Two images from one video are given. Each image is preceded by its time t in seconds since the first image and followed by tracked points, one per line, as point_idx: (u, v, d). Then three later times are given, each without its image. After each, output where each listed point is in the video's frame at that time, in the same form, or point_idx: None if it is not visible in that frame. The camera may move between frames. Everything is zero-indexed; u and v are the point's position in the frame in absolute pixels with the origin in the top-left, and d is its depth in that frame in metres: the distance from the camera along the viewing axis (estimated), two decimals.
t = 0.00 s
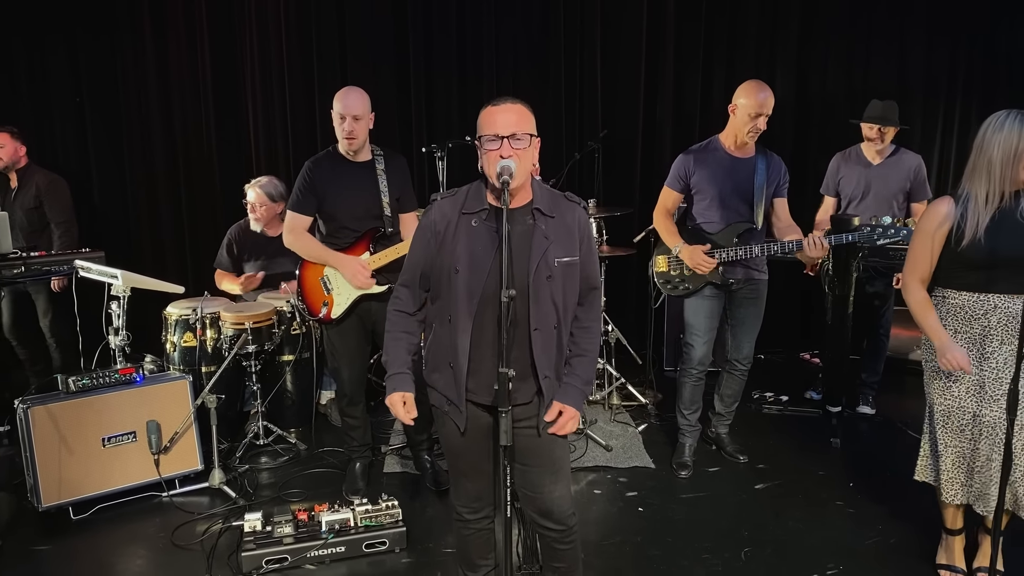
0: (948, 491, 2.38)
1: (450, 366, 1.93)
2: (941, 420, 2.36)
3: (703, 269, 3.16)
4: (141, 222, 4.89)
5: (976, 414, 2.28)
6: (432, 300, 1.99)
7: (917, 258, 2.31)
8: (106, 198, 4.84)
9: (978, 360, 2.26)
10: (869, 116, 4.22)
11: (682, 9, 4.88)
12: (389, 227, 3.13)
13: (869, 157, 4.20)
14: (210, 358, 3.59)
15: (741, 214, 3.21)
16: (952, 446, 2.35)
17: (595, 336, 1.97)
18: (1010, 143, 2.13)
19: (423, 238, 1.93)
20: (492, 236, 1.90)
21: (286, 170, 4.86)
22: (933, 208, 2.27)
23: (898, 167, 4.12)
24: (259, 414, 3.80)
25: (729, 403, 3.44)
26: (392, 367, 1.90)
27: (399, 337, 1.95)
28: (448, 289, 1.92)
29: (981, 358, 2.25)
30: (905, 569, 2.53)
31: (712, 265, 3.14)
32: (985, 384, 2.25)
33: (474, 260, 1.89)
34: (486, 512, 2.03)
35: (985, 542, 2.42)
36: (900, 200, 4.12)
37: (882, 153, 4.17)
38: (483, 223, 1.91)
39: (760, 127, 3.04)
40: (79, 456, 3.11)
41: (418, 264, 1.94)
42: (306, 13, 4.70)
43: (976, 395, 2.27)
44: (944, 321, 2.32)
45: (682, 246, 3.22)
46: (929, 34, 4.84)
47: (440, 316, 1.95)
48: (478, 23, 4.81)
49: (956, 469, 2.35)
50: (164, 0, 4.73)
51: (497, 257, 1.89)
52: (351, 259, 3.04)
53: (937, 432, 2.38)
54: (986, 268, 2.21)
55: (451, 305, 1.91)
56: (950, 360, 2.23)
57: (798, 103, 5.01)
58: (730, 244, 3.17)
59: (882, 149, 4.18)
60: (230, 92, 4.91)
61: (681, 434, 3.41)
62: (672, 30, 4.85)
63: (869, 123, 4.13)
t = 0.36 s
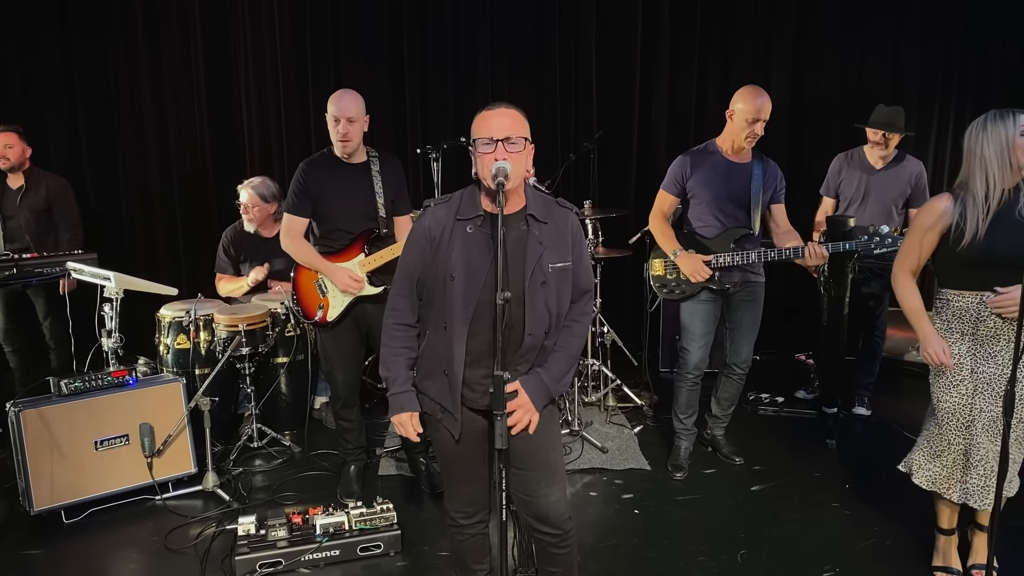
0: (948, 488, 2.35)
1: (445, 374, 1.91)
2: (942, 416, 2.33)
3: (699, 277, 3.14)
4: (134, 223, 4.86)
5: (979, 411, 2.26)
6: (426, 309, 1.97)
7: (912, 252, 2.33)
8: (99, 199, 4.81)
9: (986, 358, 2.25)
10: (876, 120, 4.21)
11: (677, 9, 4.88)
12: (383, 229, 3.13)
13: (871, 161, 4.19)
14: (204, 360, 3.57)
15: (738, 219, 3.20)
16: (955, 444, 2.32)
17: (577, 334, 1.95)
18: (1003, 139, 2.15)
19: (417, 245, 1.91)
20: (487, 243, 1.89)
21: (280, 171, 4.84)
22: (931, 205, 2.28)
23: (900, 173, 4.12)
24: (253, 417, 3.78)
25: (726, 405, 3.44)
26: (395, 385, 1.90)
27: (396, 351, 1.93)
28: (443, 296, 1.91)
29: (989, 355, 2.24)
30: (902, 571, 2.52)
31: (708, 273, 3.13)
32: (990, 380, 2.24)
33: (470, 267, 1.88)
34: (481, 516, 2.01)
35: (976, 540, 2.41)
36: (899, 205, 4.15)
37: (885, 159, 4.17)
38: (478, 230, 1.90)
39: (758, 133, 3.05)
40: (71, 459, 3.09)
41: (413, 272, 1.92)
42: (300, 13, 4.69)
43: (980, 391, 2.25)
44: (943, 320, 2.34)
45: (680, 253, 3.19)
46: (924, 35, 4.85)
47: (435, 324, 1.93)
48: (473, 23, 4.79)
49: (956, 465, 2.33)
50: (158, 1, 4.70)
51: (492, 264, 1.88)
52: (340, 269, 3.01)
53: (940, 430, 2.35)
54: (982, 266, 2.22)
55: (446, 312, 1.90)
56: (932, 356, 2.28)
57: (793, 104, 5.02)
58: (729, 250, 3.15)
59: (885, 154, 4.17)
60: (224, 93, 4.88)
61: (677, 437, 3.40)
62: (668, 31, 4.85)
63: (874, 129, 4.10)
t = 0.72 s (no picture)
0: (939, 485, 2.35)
1: (440, 374, 1.91)
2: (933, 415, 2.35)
3: (694, 278, 3.15)
4: (130, 225, 4.85)
5: (969, 409, 2.27)
6: (423, 309, 1.97)
7: (913, 256, 2.31)
8: (94, 200, 4.79)
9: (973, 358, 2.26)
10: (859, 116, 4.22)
11: (674, 10, 4.89)
12: (381, 230, 3.13)
13: (858, 159, 4.20)
14: (200, 362, 3.57)
15: (735, 220, 3.21)
16: (943, 441, 2.32)
17: (572, 338, 1.96)
18: (990, 141, 2.17)
19: (413, 245, 1.90)
20: (484, 244, 1.89)
21: (276, 172, 4.83)
22: (920, 207, 2.31)
23: (885, 170, 4.14)
24: (249, 418, 3.77)
25: (722, 406, 3.44)
26: (390, 387, 1.91)
27: (393, 352, 1.94)
28: (439, 296, 1.90)
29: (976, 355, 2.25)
30: (899, 571, 2.53)
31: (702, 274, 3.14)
32: (980, 380, 2.26)
33: (464, 268, 1.87)
34: (478, 516, 2.01)
35: (973, 540, 2.42)
36: (886, 201, 4.16)
37: (870, 155, 4.20)
38: (474, 230, 1.90)
39: (754, 132, 3.06)
40: (67, 462, 3.08)
41: (409, 271, 1.92)
42: (296, 13, 4.68)
43: (971, 390, 2.27)
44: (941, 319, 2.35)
45: (676, 256, 3.19)
46: (920, 35, 4.87)
47: (431, 324, 1.93)
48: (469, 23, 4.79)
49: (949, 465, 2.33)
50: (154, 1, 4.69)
51: (487, 265, 1.87)
52: (336, 270, 3.02)
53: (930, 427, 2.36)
54: (974, 264, 2.24)
55: (441, 312, 1.89)
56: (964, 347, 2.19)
57: (789, 104, 5.03)
58: (725, 250, 3.15)
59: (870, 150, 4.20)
60: (220, 93, 4.87)
61: (672, 438, 3.39)
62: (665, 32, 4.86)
63: (858, 123, 4.14)
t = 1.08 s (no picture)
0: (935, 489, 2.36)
1: (440, 373, 1.90)
2: (932, 420, 2.36)
3: (694, 277, 3.14)
4: (128, 226, 4.84)
5: (965, 412, 2.29)
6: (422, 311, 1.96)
7: (902, 254, 2.37)
8: (92, 200, 4.78)
9: (969, 361, 2.29)
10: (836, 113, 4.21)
11: (672, 10, 4.89)
12: (378, 230, 3.11)
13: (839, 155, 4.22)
14: (198, 363, 3.55)
15: (732, 216, 3.21)
16: (940, 445, 2.33)
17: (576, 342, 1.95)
18: (969, 146, 2.22)
19: (414, 242, 1.90)
20: (484, 243, 1.89)
21: (274, 172, 4.82)
22: (915, 209, 2.33)
23: (865, 163, 4.12)
24: (247, 419, 3.76)
25: (721, 406, 3.44)
26: (393, 383, 1.89)
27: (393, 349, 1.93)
28: (439, 293, 1.89)
29: (973, 359, 2.28)
30: (900, 571, 2.53)
31: (703, 273, 3.12)
32: (975, 381, 2.29)
33: (464, 266, 1.87)
34: (478, 517, 2.00)
35: (971, 542, 2.46)
36: (870, 196, 4.12)
37: (853, 150, 4.20)
38: (475, 229, 1.89)
39: (749, 124, 3.04)
40: (65, 463, 3.07)
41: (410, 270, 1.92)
42: (294, 13, 4.67)
43: (968, 393, 2.29)
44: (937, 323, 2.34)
45: (674, 252, 3.19)
46: (918, 35, 4.87)
47: (430, 322, 1.92)
48: (467, 23, 4.78)
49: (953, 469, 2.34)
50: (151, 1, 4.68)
51: (488, 264, 1.87)
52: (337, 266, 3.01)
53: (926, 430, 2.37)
54: (975, 266, 2.24)
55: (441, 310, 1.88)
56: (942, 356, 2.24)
57: (787, 105, 5.03)
58: (722, 246, 3.16)
59: (852, 145, 4.20)
60: (217, 93, 4.86)
61: (671, 438, 3.39)
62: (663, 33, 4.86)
63: (836, 116, 4.14)
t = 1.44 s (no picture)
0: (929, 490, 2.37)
1: (447, 372, 1.90)
2: (919, 420, 2.37)
3: (694, 274, 3.13)
4: (127, 226, 4.83)
5: (950, 412, 2.30)
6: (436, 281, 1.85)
7: (896, 251, 2.37)
8: (90, 200, 4.76)
9: (951, 360, 2.30)
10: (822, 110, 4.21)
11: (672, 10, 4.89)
12: (378, 230, 3.10)
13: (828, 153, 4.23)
14: (197, 363, 3.54)
15: (730, 214, 3.19)
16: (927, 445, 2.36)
17: (576, 335, 1.95)
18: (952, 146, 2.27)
19: (421, 237, 1.85)
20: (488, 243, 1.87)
21: (273, 172, 4.80)
22: (916, 207, 2.32)
23: (856, 161, 4.11)
24: (247, 420, 3.75)
25: (721, 406, 3.43)
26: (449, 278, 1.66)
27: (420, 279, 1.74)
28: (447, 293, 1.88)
29: (954, 358, 2.29)
30: (901, 571, 2.52)
31: (703, 270, 3.12)
32: (963, 381, 2.28)
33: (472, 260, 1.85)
34: (480, 517, 1.99)
35: (979, 553, 2.41)
36: (861, 191, 4.10)
37: (841, 146, 4.19)
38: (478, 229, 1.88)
39: (748, 121, 3.03)
40: (62, 464, 3.05)
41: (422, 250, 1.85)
42: (293, 13, 4.66)
43: (958, 392, 2.28)
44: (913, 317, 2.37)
45: (674, 250, 3.18)
46: (918, 35, 4.86)
47: (439, 322, 1.91)
48: (466, 23, 4.77)
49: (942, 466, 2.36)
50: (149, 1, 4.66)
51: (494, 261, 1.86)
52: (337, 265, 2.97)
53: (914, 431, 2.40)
54: (982, 266, 2.23)
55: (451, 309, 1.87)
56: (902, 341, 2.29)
57: (787, 104, 5.03)
58: (722, 244, 3.15)
59: (840, 143, 4.20)
60: (216, 93, 4.84)
61: (671, 438, 3.38)
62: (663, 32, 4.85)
63: (823, 113, 4.15)
